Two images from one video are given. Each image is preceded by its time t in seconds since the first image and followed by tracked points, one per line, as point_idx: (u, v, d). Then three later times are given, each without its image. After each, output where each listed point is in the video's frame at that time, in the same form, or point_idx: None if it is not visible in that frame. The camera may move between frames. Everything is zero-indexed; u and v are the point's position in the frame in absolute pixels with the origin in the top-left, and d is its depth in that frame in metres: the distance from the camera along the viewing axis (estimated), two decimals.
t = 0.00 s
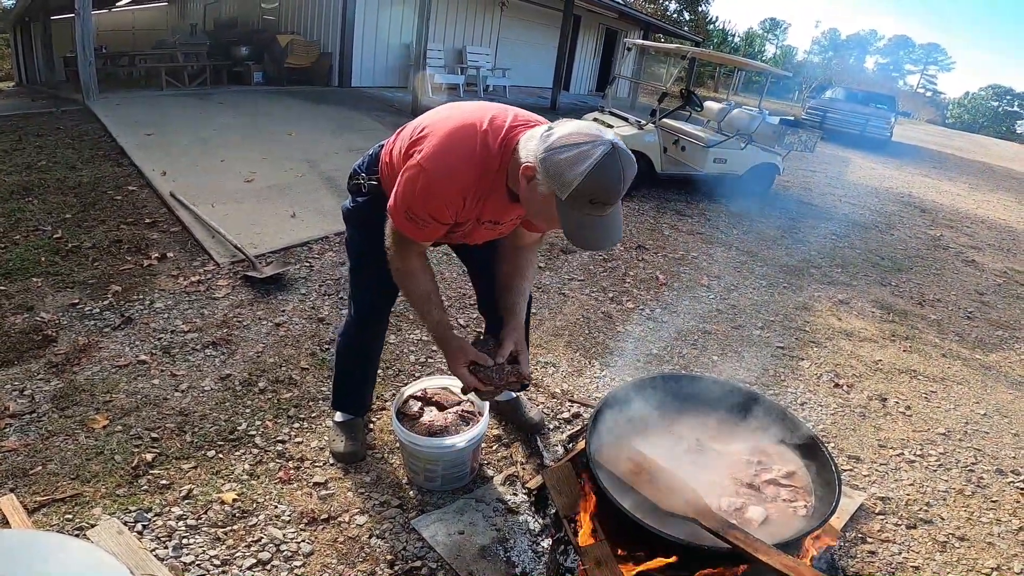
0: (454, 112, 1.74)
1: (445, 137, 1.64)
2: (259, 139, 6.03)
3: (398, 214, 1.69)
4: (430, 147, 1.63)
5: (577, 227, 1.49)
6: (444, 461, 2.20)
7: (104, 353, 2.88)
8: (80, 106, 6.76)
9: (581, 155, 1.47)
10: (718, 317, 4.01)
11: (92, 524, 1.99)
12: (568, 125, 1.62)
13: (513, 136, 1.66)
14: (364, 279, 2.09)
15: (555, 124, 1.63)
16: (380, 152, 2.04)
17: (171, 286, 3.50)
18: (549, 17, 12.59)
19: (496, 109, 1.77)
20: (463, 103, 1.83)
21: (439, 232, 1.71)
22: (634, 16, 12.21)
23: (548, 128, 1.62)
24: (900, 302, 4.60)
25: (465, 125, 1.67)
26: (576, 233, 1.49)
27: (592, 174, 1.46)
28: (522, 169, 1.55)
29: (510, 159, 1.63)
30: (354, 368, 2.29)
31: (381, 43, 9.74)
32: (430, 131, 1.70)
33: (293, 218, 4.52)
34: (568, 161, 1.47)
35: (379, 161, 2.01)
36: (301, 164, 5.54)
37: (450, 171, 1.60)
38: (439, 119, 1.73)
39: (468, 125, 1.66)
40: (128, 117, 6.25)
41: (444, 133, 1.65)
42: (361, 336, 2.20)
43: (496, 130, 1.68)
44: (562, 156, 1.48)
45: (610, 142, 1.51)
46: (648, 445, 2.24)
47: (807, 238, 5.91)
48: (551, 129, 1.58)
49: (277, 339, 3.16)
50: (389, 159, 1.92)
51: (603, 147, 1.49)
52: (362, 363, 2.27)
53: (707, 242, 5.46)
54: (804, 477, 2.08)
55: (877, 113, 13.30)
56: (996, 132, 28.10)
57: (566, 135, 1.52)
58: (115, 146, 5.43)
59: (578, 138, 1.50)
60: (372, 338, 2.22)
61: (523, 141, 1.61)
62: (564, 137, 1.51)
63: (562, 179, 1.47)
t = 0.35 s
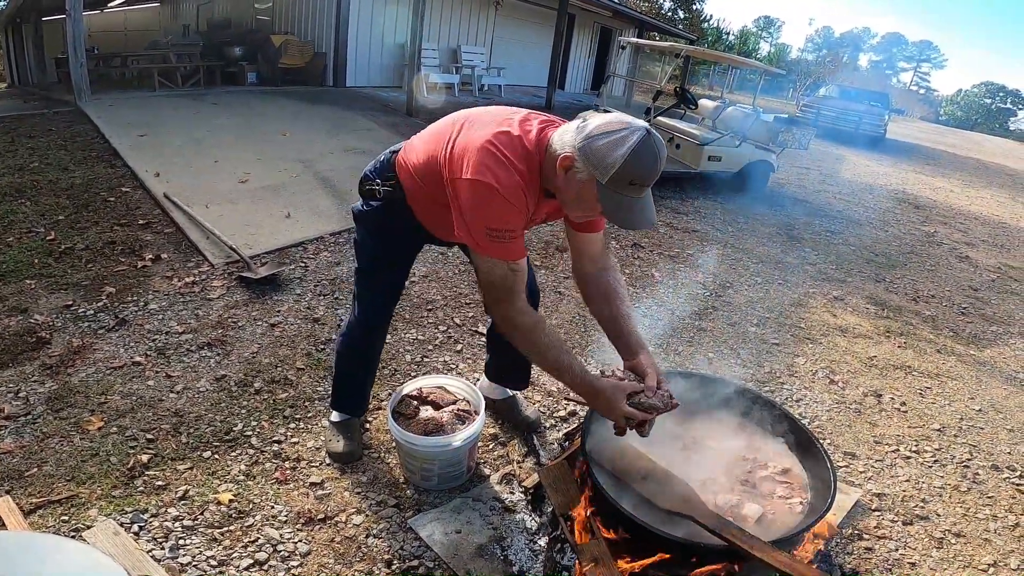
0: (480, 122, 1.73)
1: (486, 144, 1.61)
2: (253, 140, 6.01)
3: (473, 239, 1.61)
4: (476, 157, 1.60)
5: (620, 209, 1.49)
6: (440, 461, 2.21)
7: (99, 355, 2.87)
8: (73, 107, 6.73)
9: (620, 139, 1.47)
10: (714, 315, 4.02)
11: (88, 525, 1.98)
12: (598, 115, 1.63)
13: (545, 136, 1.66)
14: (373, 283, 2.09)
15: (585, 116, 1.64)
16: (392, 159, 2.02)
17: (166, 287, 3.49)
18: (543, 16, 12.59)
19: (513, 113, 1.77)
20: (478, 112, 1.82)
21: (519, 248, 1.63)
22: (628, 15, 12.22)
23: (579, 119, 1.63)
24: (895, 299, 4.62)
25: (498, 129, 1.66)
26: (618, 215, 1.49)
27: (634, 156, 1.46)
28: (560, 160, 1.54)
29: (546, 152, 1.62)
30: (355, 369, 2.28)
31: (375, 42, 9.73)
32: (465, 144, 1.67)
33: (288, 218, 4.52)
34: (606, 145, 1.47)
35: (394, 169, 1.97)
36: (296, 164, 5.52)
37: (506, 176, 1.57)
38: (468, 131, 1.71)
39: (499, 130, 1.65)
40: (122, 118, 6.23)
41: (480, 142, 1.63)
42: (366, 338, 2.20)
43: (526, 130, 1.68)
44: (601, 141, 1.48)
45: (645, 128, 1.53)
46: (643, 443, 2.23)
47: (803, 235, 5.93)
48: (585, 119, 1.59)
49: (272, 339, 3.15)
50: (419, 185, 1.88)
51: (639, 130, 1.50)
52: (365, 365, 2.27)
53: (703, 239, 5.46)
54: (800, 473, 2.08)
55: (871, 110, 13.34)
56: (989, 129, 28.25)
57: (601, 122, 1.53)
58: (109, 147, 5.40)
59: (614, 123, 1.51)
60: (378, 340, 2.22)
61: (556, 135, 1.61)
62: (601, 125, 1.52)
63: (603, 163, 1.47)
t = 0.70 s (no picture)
0: (511, 137, 1.74)
1: (518, 159, 1.63)
2: (255, 140, 6.02)
3: (503, 253, 1.62)
4: (507, 172, 1.61)
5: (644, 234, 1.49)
6: (440, 460, 2.22)
7: (100, 354, 2.87)
8: (74, 107, 6.74)
9: (647, 168, 1.48)
10: (714, 316, 4.03)
11: (88, 523, 1.99)
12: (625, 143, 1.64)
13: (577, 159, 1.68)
14: (387, 284, 2.09)
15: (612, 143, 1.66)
16: (412, 161, 2.03)
17: (166, 286, 3.50)
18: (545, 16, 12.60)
19: (541, 131, 1.79)
20: (505, 126, 1.83)
21: (547, 263, 1.64)
22: (629, 16, 12.23)
23: (607, 145, 1.64)
24: (894, 300, 4.63)
25: (528, 146, 1.67)
26: (642, 240, 1.49)
27: (659, 185, 1.47)
28: (587, 183, 1.55)
29: (574, 170, 1.64)
30: (363, 369, 2.28)
31: (376, 43, 9.74)
32: (495, 158, 1.68)
33: (290, 218, 4.53)
34: (633, 173, 1.48)
35: (417, 176, 1.97)
36: (297, 164, 5.53)
37: (538, 192, 1.58)
38: (497, 146, 1.72)
39: (529, 147, 1.67)
40: (123, 117, 6.24)
41: (511, 158, 1.64)
42: (377, 340, 2.20)
43: (555, 148, 1.70)
44: (629, 168, 1.49)
45: (672, 157, 1.54)
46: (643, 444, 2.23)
47: (802, 236, 5.93)
48: (613, 145, 1.60)
49: (273, 339, 3.16)
50: (445, 197, 1.88)
51: (666, 160, 1.51)
52: (374, 365, 2.27)
53: (703, 240, 5.47)
54: (798, 473, 2.10)
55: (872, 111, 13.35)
56: (990, 131, 28.25)
57: (628, 150, 1.54)
58: (110, 147, 5.41)
59: (642, 152, 1.52)
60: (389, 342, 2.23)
61: (585, 156, 1.63)
62: (629, 152, 1.54)
63: (629, 190, 1.48)
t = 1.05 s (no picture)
0: (517, 134, 1.74)
1: (522, 156, 1.63)
2: (255, 139, 6.02)
3: (502, 249, 1.62)
4: (511, 169, 1.61)
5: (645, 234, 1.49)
6: (439, 460, 2.22)
7: (99, 353, 2.88)
8: (74, 105, 6.74)
9: (652, 168, 1.49)
10: (712, 316, 4.03)
11: (87, 522, 1.99)
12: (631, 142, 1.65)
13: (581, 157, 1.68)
14: (388, 283, 2.10)
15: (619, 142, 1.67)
16: (417, 159, 2.04)
17: (166, 285, 3.50)
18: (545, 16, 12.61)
19: (547, 128, 1.79)
20: (510, 123, 1.83)
21: (546, 260, 1.64)
22: (629, 16, 12.23)
23: (613, 144, 1.65)
24: (892, 301, 4.63)
25: (533, 143, 1.67)
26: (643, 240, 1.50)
27: (663, 185, 1.48)
28: (591, 181, 1.56)
29: (577, 169, 1.64)
30: (363, 368, 2.29)
31: (376, 43, 9.74)
32: (499, 154, 1.68)
33: (290, 217, 4.53)
34: (637, 172, 1.49)
35: (422, 170, 1.98)
36: (297, 164, 5.54)
37: (540, 189, 1.59)
38: (502, 143, 1.72)
39: (534, 145, 1.67)
40: (123, 116, 6.24)
41: (515, 154, 1.64)
42: (378, 338, 2.20)
43: (560, 145, 1.70)
44: (633, 168, 1.50)
45: (677, 158, 1.55)
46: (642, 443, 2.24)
47: (801, 237, 5.94)
48: (619, 144, 1.61)
49: (272, 338, 3.17)
50: (448, 192, 1.89)
51: (671, 161, 1.52)
52: (375, 363, 2.28)
53: (702, 241, 5.47)
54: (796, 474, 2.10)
55: (872, 112, 13.36)
56: (991, 132, 28.25)
57: (634, 149, 1.55)
58: (110, 146, 5.41)
59: (648, 151, 1.53)
60: (389, 340, 2.23)
61: (590, 155, 1.63)
62: (634, 151, 1.54)
63: (632, 189, 1.49)
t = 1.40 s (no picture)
0: (516, 131, 1.73)
1: (521, 154, 1.62)
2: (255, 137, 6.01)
3: (503, 247, 1.61)
4: (510, 166, 1.60)
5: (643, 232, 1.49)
6: (442, 457, 2.22)
7: (102, 352, 2.88)
8: (74, 104, 6.73)
9: (651, 165, 1.48)
10: (715, 312, 4.02)
11: (92, 522, 1.99)
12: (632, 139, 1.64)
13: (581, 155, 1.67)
14: (391, 281, 2.09)
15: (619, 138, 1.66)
16: (418, 156, 2.03)
17: (169, 284, 3.50)
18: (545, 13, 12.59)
19: (546, 126, 1.78)
20: (510, 120, 1.82)
21: (550, 258, 1.62)
22: (629, 11, 12.18)
23: (613, 140, 1.64)
24: (896, 296, 4.62)
25: (532, 141, 1.66)
26: (641, 237, 1.50)
27: (662, 183, 1.47)
28: (589, 179, 1.55)
29: (576, 166, 1.63)
30: (366, 366, 2.28)
31: (376, 40, 9.72)
32: (499, 152, 1.67)
33: (291, 215, 4.52)
34: (636, 170, 1.49)
35: (422, 169, 1.97)
36: (297, 162, 5.53)
37: (541, 186, 1.58)
38: (502, 140, 1.71)
39: (533, 143, 1.66)
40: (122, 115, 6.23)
41: (514, 152, 1.63)
42: (380, 336, 2.20)
43: (559, 143, 1.69)
44: (632, 165, 1.50)
45: (676, 155, 1.54)
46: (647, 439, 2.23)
47: (803, 232, 5.93)
48: (620, 141, 1.60)
49: (275, 336, 3.16)
50: (449, 191, 1.87)
51: (670, 158, 1.51)
52: (376, 361, 2.27)
53: (704, 236, 5.46)
54: (800, 469, 2.10)
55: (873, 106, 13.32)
56: (992, 126, 28.19)
57: (634, 146, 1.54)
58: (111, 145, 5.40)
59: (647, 149, 1.52)
60: (390, 337, 2.22)
61: (590, 152, 1.62)
62: (633, 148, 1.54)
63: (631, 187, 1.48)
